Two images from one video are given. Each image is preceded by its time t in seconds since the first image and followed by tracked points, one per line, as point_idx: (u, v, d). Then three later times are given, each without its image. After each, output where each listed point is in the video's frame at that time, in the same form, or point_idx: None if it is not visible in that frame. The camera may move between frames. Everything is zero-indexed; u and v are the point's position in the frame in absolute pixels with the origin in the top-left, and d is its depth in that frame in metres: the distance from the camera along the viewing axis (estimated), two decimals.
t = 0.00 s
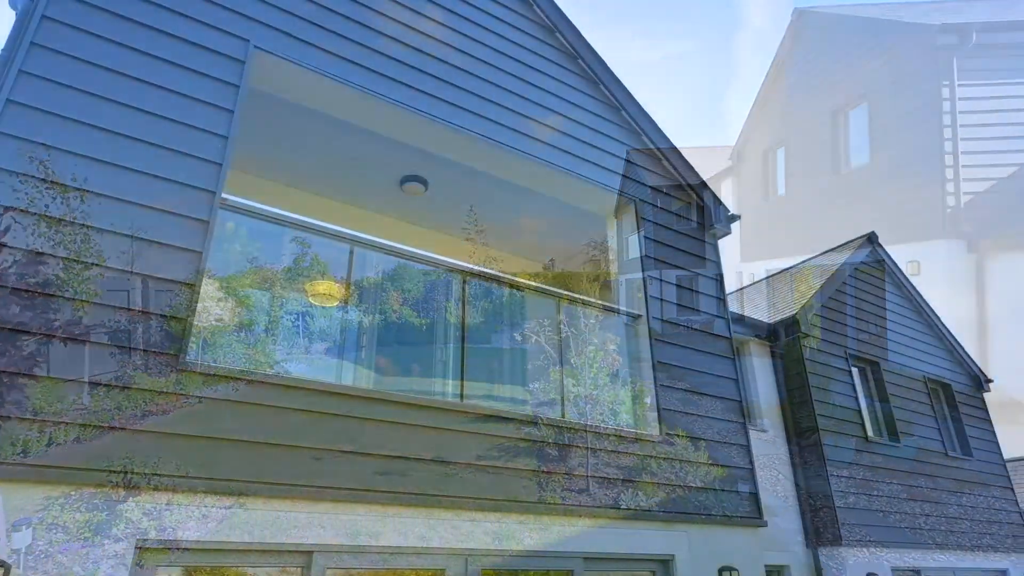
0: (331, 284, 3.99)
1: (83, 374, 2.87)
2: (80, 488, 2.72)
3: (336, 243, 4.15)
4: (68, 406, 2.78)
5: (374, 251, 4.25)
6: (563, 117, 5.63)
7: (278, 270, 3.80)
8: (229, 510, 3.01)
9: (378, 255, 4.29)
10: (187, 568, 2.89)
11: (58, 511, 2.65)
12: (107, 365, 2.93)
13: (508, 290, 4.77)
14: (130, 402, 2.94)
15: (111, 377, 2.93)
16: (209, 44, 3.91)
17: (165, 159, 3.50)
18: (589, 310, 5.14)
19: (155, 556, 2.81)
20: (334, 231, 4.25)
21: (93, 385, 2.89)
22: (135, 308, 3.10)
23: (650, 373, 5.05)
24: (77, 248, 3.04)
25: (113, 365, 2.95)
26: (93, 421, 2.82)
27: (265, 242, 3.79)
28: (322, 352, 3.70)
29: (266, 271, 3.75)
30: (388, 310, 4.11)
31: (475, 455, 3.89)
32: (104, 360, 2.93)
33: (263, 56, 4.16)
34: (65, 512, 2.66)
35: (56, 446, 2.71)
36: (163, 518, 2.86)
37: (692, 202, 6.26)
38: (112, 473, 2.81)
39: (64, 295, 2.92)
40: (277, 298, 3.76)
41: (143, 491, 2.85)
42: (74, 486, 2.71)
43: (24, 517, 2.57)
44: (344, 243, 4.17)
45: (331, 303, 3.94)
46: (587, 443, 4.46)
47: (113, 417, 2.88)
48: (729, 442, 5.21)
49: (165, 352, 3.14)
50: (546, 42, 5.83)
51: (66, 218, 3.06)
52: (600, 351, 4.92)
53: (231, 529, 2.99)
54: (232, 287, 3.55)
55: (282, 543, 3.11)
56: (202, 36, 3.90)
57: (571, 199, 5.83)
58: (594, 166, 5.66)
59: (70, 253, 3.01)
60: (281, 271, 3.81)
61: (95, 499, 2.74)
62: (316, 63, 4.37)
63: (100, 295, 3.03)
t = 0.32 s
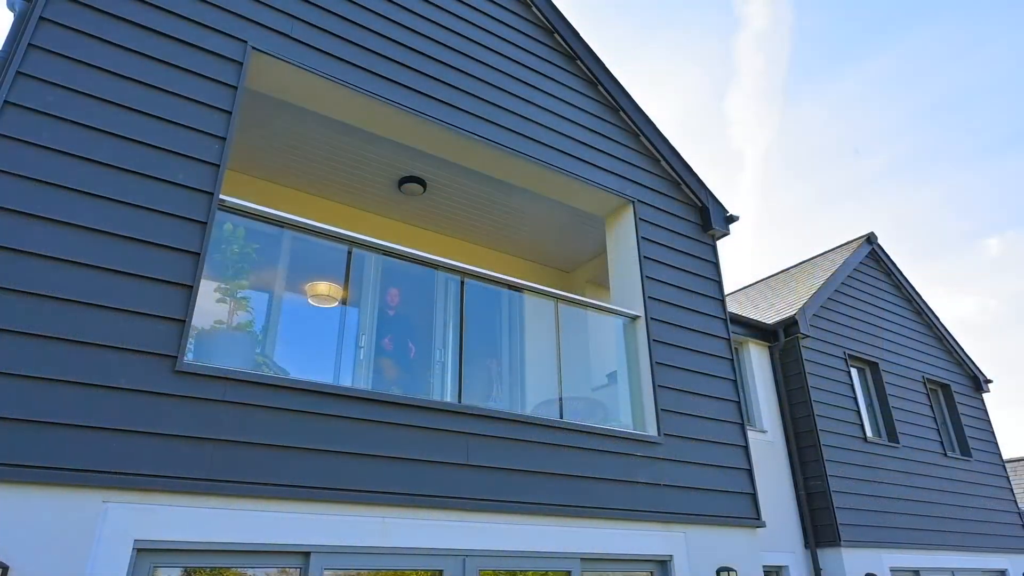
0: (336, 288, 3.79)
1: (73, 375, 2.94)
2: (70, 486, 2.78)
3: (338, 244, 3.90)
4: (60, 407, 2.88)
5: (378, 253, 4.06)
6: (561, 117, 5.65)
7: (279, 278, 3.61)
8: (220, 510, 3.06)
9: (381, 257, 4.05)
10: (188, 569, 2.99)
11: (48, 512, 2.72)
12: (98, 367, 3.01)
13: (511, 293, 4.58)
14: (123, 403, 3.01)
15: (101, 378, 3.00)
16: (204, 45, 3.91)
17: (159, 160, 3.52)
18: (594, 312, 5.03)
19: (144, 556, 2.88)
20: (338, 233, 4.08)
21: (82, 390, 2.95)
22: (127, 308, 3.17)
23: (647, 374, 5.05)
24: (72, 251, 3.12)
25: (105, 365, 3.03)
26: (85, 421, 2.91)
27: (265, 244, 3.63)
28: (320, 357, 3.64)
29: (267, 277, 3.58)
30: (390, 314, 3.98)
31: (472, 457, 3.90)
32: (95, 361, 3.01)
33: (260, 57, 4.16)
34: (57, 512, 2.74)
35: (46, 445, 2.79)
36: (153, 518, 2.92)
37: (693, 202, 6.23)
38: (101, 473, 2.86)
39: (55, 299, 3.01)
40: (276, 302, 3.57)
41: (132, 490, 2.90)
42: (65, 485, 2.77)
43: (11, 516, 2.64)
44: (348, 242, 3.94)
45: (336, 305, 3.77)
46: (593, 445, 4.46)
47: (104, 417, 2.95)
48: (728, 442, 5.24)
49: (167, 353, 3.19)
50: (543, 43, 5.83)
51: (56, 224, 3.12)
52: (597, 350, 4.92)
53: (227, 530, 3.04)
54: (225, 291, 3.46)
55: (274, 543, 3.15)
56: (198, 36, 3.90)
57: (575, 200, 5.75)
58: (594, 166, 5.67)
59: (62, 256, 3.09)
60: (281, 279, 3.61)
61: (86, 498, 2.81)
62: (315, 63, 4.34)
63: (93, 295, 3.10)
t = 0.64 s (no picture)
0: (334, 287, 3.79)
1: (71, 375, 2.94)
2: (68, 486, 2.77)
3: (338, 244, 3.90)
4: (57, 407, 2.87)
5: (377, 252, 4.05)
6: (560, 117, 5.64)
7: (277, 278, 3.60)
8: (220, 510, 3.06)
9: (380, 257, 4.04)
10: (188, 569, 2.99)
11: (46, 511, 2.72)
12: (96, 367, 3.01)
13: (510, 293, 4.57)
14: (121, 404, 3.00)
15: (99, 377, 3.00)
16: (203, 44, 3.90)
17: (158, 160, 3.51)
18: (594, 312, 5.03)
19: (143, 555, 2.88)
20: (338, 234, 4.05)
21: (79, 390, 2.94)
22: (124, 309, 3.16)
23: (646, 373, 5.06)
24: (69, 252, 3.11)
25: (102, 365, 3.02)
26: (82, 422, 2.90)
27: (263, 243, 3.62)
28: (322, 358, 3.63)
29: (264, 276, 3.57)
30: (390, 314, 3.96)
31: (471, 457, 3.89)
32: (94, 360, 3.01)
33: (258, 57, 4.15)
34: (55, 512, 2.73)
35: (43, 446, 2.78)
36: (152, 519, 2.91)
37: (692, 202, 6.22)
38: (100, 473, 2.86)
39: (52, 299, 3.01)
40: (275, 302, 3.56)
41: (131, 491, 2.90)
42: (63, 486, 2.77)
43: (10, 516, 2.64)
44: (346, 243, 3.93)
45: (333, 305, 3.77)
46: (592, 445, 4.45)
47: (101, 417, 2.94)
48: (728, 442, 5.23)
49: (165, 353, 3.18)
50: (542, 42, 5.82)
51: (54, 224, 3.12)
52: (597, 350, 4.91)
53: (225, 531, 3.03)
54: (225, 291, 3.46)
55: (276, 544, 3.14)
56: (196, 36, 3.90)
57: (574, 199, 5.74)
58: (593, 166, 5.66)
59: (59, 256, 3.08)
60: (280, 279, 3.60)
61: (84, 498, 2.80)
62: (314, 63, 4.33)
63: (90, 296, 3.10)
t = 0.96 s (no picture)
0: (331, 287, 3.78)
1: (65, 376, 2.93)
2: (63, 487, 2.76)
3: (334, 244, 3.88)
4: (51, 407, 2.86)
5: (374, 252, 4.04)
6: (558, 117, 5.62)
7: (273, 278, 3.58)
8: (215, 511, 3.05)
9: (377, 257, 4.03)
10: (187, 569, 2.99)
11: (41, 511, 2.70)
12: (90, 367, 3.00)
13: (508, 293, 4.56)
14: (114, 404, 2.99)
15: (94, 378, 2.98)
16: (198, 43, 3.89)
17: (152, 159, 3.50)
18: (592, 312, 5.01)
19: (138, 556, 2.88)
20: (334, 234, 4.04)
21: (74, 390, 2.93)
22: (119, 309, 3.15)
23: (644, 373, 5.05)
24: (64, 252, 3.10)
25: (97, 365, 3.01)
26: (76, 422, 2.88)
27: (258, 242, 3.60)
28: (320, 358, 3.62)
29: (260, 276, 3.55)
30: (387, 315, 3.95)
31: (468, 457, 3.88)
32: (88, 360, 3.00)
33: (255, 56, 4.14)
34: (49, 513, 2.72)
35: (38, 446, 2.77)
36: (147, 519, 2.90)
37: (691, 202, 6.20)
38: (94, 474, 2.84)
39: (46, 299, 2.99)
40: (272, 301, 3.55)
41: (126, 491, 2.89)
42: (58, 486, 2.76)
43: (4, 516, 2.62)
44: (342, 242, 3.92)
45: (330, 304, 3.75)
46: (589, 445, 4.44)
47: (95, 417, 2.93)
48: (726, 442, 5.21)
49: (159, 353, 3.17)
50: (540, 42, 5.81)
51: (49, 223, 3.10)
52: (595, 350, 4.89)
53: (223, 530, 3.03)
54: (220, 291, 3.44)
55: (271, 544, 3.13)
56: (192, 35, 3.88)
57: (573, 199, 5.73)
58: (592, 166, 5.65)
59: (51, 255, 3.06)
60: (277, 279, 3.59)
61: (79, 498, 2.79)
62: (311, 62, 4.31)
63: (85, 296, 3.08)
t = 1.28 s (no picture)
0: (326, 287, 3.78)
1: (56, 376, 2.92)
2: (52, 487, 2.75)
3: (327, 244, 3.88)
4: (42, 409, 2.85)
5: (370, 252, 4.04)
6: (554, 118, 5.62)
7: (268, 278, 3.58)
8: (207, 512, 3.04)
9: (372, 257, 4.02)
10: (184, 569, 2.99)
11: (30, 512, 2.70)
12: (82, 368, 2.99)
13: (504, 294, 4.56)
14: (105, 405, 2.99)
15: (83, 379, 2.98)
16: (191, 43, 3.88)
17: (145, 159, 3.49)
18: (587, 312, 5.00)
19: (128, 557, 2.87)
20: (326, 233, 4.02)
21: (64, 392, 2.92)
22: (110, 309, 3.14)
23: (640, 373, 5.04)
24: (54, 253, 3.09)
25: (87, 366, 3.01)
26: (66, 423, 2.88)
27: (252, 242, 3.59)
28: (316, 358, 3.62)
29: (254, 276, 3.54)
30: (383, 315, 3.95)
31: (461, 458, 3.87)
32: (79, 361, 3.00)
33: (249, 56, 4.13)
34: (39, 514, 2.71)
35: (28, 447, 2.77)
36: (138, 520, 2.89)
37: (687, 202, 6.19)
38: (84, 474, 2.84)
39: (36, 299, 2.98)
40: (266, 301, 3.54)
41: (117, 492, 2.88)
42: (47, 487, 2.75)
43: None
44: (337, 243, 3.91)
45: (325, 304, 3.75)
46: (584, 445, 4.43)
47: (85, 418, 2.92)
48: (722, 442, 5.21)
49: (150, 353, 3.16)
50: (536, 42, 5.80)
51: (40, 223, 3.10)
52: (591, 351, 4.89)
53: (216, 531, 3.03)
54: (213, 291, 3.43)
55: (264, 545, 3.12)
56: (186, 35, 3.88)
57: (569, 200, 5.73)
58: (588, 166, 5.64)
59: (42, 255, 3.05)
60: (272, 279, 3.59)
61: (69, 500, 2.79)
62: (304, 62, 4.30)
63: (75, 297, 3.08)
